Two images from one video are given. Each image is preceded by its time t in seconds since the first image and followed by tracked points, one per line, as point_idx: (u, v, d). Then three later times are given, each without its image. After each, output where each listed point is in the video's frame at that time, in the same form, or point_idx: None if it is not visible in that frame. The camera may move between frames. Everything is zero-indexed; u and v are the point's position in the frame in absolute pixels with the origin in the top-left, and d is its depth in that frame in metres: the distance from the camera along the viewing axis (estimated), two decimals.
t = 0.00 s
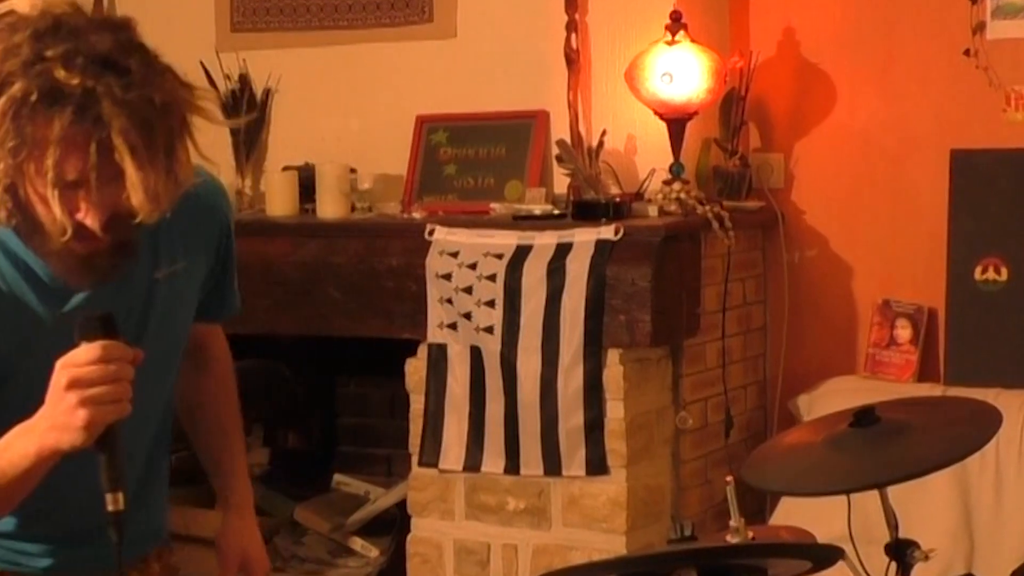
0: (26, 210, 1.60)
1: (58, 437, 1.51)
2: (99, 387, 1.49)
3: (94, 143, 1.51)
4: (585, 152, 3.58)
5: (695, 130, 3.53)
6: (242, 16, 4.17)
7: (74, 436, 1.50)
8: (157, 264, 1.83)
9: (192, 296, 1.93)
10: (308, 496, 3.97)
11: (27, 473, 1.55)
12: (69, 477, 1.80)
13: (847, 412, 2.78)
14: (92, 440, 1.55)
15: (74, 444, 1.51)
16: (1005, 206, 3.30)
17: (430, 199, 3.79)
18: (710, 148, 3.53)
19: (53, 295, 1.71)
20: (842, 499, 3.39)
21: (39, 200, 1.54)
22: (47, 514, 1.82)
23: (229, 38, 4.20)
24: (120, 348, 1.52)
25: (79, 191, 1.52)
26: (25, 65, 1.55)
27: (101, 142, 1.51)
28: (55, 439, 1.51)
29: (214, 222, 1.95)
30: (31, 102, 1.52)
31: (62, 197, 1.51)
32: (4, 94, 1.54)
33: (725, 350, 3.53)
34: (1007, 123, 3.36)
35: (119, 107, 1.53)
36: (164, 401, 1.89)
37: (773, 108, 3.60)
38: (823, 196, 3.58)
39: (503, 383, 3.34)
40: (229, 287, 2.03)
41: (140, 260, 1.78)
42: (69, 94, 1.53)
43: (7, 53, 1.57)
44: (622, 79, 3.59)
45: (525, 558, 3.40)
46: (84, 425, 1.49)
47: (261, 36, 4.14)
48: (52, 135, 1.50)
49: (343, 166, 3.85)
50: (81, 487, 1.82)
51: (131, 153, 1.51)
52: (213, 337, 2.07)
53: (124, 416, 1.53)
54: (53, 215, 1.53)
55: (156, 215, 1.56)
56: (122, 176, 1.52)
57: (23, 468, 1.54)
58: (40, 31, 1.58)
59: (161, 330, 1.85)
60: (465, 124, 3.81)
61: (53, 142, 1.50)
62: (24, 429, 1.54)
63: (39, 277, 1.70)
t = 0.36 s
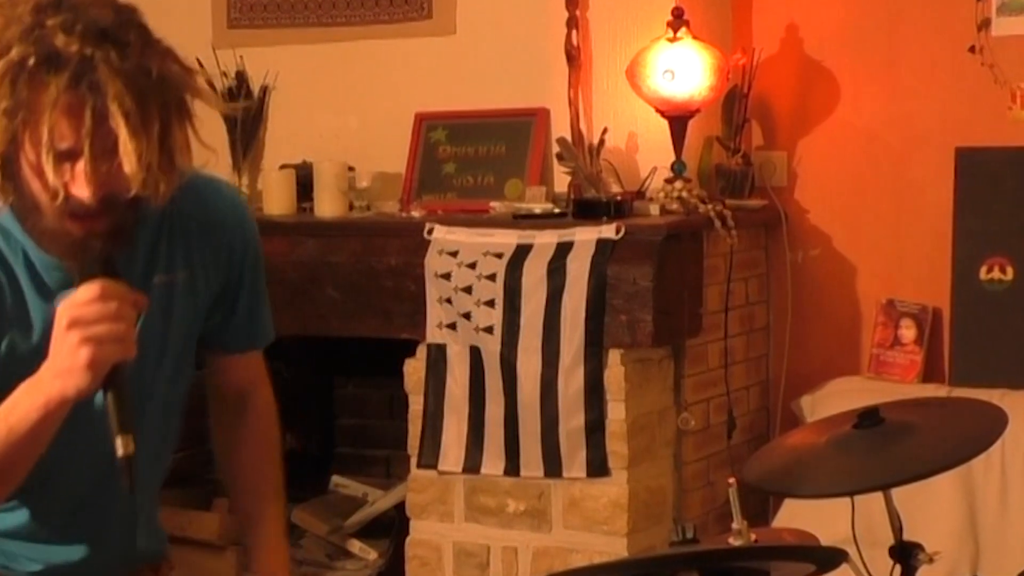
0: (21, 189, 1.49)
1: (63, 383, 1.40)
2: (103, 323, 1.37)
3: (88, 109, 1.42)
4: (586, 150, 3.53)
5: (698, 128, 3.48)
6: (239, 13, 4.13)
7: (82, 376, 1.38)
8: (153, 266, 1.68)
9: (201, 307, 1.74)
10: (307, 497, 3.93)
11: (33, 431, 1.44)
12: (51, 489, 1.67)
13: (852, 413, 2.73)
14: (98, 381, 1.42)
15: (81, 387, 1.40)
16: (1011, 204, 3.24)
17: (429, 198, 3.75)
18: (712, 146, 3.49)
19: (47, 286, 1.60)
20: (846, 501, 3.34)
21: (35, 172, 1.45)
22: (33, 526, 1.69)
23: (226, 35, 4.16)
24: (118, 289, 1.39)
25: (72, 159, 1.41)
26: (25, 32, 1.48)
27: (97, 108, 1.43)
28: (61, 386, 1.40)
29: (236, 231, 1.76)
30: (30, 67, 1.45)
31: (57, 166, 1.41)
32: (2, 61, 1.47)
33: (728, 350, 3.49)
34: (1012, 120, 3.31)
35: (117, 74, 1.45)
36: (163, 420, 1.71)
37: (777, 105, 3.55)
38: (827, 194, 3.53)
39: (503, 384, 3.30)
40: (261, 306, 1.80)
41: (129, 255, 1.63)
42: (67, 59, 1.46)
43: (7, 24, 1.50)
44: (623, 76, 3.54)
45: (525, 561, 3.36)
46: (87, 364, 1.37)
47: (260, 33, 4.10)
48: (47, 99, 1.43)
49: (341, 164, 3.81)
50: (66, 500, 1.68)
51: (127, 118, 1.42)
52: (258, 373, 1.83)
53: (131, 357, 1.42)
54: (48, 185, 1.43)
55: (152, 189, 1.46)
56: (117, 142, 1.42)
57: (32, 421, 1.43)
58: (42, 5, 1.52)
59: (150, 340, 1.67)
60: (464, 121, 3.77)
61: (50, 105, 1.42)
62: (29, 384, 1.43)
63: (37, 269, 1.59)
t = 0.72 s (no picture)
0: (77, 133, 1.37)
1: (122, 312, 1.28)
2: (161, 245, 1.27)
3: (153, 40, 1.33)
4: (587, 148, 3.49)
5: (699, 126, 3.43)
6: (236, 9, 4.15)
7: (139, 301, 1.27)
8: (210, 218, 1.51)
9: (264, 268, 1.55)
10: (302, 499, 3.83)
11: (94, 368, 1.30)
12: (104, 467, 1.46)
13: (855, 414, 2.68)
14: (157, 308, 1.31)
15: (142, 315, 1.28)
16: (1017, 204, 3.17)
17: (428, 196, 3.71)
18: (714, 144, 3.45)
19: (102, 239, 1.44)
20: (850, 503, 3.29)
21: (92, 111, 1.34)
22: (85, 513, 1.47)
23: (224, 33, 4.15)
24: (175, 208, 1.30)
25: (137, 98, 1.32)
26: None
27: (162, 40, 1.34)
28: (121, 313, 1.28)
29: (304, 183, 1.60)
30: None
31: (117, 106, 1.32)
32: None
33: (730, 351, 3.45)
34: (1018, 118, 3.24)
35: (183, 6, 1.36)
36: (226, 390, 1.51)
37: (780, 103, 3.50)
38: (830, 193, 3.48)
39: (503, 384, 3.26)
40: (338, 271, 1.61)
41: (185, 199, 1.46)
42: None
43: None
44: (624, 73, 3.49)
45: (525, 564, 3.32)
46: (146, 284, 1.27)
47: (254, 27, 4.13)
48: (110, 30, 1.33)
49: (340, 162, 3.82)
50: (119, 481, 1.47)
51: (195, 54, 1.34)
52: (355, 333, 1.63)
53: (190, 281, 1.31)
54: (109, 126, 1.33)
55: (220, 132, 1.36)
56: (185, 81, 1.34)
57: (90, 358, 1.29)
58: None
59: (209, 297, 1.48)
60: (464, 119, 3.72)
61: (114, 37, 1.33)
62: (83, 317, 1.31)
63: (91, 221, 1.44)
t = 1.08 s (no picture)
0: (139, 153, 1.41)
1: (185, 347, 1.27)
2: (229, 284, 1.25)
3: (211, 63, 1.36)
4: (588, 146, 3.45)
5: (701, 124, 3.39)
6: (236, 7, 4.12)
7: (203, 338, 1.26)
8: (279, 240, 1.54)
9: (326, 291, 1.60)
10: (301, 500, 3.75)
11: (159, 401, 1.30)
12: (173, 485, 1.48)
13: (859, 416, 2.63)
14: (219, 349, 1.30)
15: (206, 352, 1.27)
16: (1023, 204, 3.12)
17: (427, 195, 3.67)
18: (717, 143, 3.40)
19: (170, 260, 1.46)
20: (855, 504, 3.25)
21: (152, 132, 1.38)
22: (149, 527, 1.50)
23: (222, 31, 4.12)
24: (245, 246, 1.27)
25: (192, 116, 1.34)
26: None
27: (219, 63, 1.37)
28: (183, 351, 1.27)
29: (359, 206, 1.63)
30: (151, 18, 1.39)
31: (175, 125, 1.35)
32: (122, 10, 1.40)
33: (732, 351, 3.40)
34: None
35: (239, 27, 1.38)
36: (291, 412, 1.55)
37: (783, 100, 3.46)
38: (834, 192, 3.43)
39: (502, 385, 3.22)
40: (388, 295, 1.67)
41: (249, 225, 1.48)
42: (189, 11, 1.39)
43: None
44: (625, 70, 3.45)
45: (525, 566, 3.28)
46: (211, 324, 1.25)
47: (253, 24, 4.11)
48: (171, 51, 1.36)
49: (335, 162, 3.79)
50: (187, 499, 1.49)
51: (249, 75, 1.36)
52: (394, 356, 1.69)
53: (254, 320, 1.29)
54: (167, 146, 1.36)
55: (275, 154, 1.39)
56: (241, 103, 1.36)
57: (153, 391, 1.29)
58: None
59: (278, 320, 1.52)
60: (463, 116, 3.68)
61: (173, 57, 1.36)
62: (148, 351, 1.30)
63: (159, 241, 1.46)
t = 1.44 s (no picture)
0: (158, 112, 1.28)
1: (189, 320, 1.18)
2: (231, 255, 1.16)
3: (233, 14, 1.24)
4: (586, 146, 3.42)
5: (700, 122, 3.37)
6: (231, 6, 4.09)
7: (206, 312, 1.17)
8: (297, 205, 1.43)
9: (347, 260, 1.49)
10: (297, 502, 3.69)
11: (165, 369, 1.21)
12: (188, 465, 1.37)
13: (860, 417, 2.60)
14: (223, 321, 1.21)
15: (210, 326, 1.18)
16: None
17: (423, 194, 3.63)
18: (716, 141, 3.37)
19: (187, 227, 1.34)
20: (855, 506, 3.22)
21: (173, 88, 1.26)
22: (164, 513, 1.38)
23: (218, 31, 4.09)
24: (251, 216, 1.18)
25: (215, 71, 1.23)
26: None
27: (241, 12, 1.24)
28: (187, 324, 1.18)
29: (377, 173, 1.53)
30: None
31: (197, 80, 1.23)
32: None
33: (732, 352, 3.37)
34: None
35: None
36: (311, 388, 1.44)
37: (782, 99, 3.42)
38: (834, 191, 3.39)
39: (499, 386, 3.18)
40: (404, 265, 1.57)
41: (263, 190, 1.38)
42: None
43: None
44: (623, 68, 3.40)
45: (523, 569, 3.25)
46: (214, 297, 1.17)
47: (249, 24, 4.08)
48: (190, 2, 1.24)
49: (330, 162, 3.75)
50: (204, 482, 1.38)
51: (272, 26, 1.24)
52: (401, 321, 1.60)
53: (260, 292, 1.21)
54: (189, 102, 1.24)
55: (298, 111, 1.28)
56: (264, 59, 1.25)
57: (157, 363, 1.20)
58: None
59: (296, 291, 1.41)
60: (459, 115, 3.64)
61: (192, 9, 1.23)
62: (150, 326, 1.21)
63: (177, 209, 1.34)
